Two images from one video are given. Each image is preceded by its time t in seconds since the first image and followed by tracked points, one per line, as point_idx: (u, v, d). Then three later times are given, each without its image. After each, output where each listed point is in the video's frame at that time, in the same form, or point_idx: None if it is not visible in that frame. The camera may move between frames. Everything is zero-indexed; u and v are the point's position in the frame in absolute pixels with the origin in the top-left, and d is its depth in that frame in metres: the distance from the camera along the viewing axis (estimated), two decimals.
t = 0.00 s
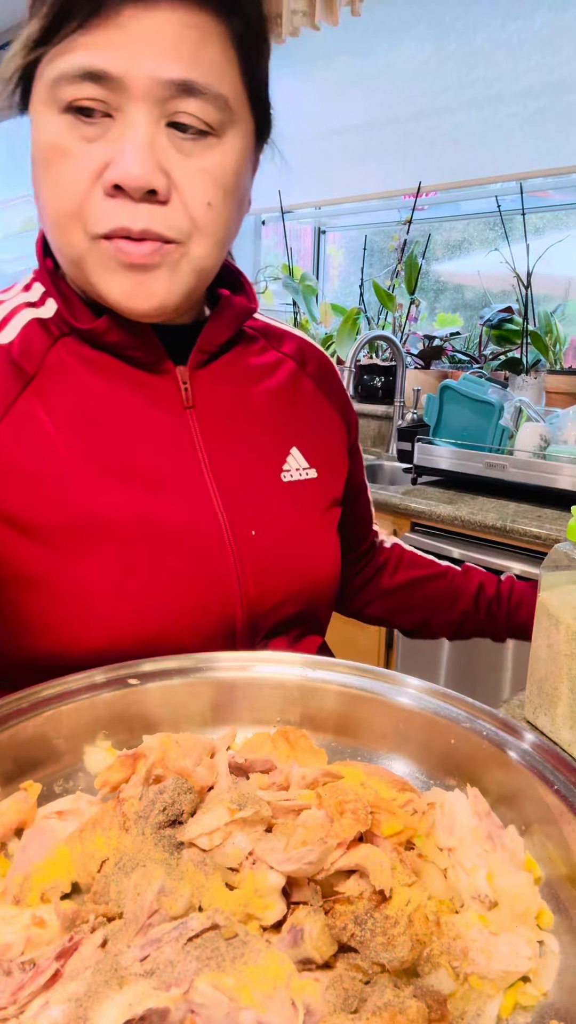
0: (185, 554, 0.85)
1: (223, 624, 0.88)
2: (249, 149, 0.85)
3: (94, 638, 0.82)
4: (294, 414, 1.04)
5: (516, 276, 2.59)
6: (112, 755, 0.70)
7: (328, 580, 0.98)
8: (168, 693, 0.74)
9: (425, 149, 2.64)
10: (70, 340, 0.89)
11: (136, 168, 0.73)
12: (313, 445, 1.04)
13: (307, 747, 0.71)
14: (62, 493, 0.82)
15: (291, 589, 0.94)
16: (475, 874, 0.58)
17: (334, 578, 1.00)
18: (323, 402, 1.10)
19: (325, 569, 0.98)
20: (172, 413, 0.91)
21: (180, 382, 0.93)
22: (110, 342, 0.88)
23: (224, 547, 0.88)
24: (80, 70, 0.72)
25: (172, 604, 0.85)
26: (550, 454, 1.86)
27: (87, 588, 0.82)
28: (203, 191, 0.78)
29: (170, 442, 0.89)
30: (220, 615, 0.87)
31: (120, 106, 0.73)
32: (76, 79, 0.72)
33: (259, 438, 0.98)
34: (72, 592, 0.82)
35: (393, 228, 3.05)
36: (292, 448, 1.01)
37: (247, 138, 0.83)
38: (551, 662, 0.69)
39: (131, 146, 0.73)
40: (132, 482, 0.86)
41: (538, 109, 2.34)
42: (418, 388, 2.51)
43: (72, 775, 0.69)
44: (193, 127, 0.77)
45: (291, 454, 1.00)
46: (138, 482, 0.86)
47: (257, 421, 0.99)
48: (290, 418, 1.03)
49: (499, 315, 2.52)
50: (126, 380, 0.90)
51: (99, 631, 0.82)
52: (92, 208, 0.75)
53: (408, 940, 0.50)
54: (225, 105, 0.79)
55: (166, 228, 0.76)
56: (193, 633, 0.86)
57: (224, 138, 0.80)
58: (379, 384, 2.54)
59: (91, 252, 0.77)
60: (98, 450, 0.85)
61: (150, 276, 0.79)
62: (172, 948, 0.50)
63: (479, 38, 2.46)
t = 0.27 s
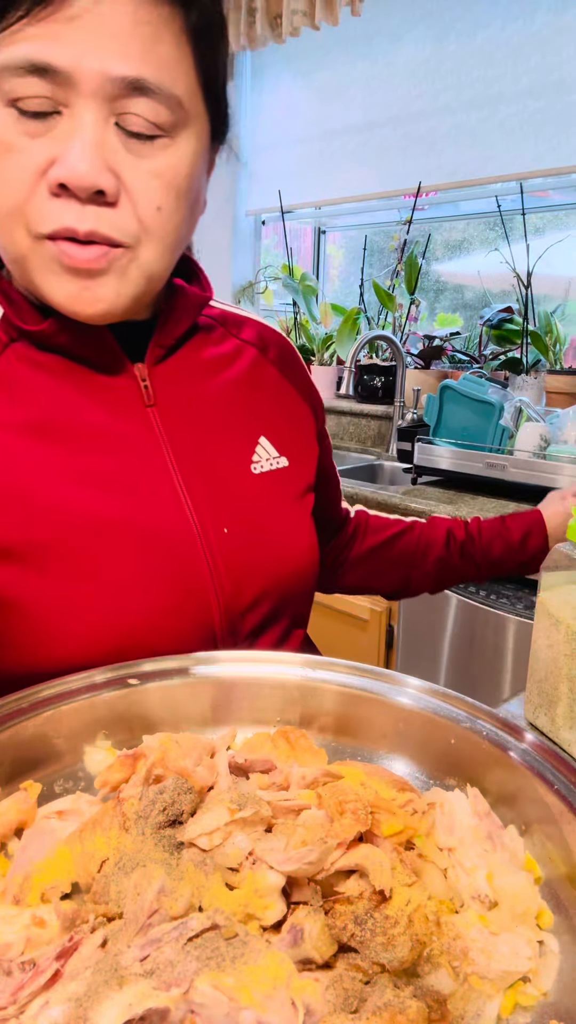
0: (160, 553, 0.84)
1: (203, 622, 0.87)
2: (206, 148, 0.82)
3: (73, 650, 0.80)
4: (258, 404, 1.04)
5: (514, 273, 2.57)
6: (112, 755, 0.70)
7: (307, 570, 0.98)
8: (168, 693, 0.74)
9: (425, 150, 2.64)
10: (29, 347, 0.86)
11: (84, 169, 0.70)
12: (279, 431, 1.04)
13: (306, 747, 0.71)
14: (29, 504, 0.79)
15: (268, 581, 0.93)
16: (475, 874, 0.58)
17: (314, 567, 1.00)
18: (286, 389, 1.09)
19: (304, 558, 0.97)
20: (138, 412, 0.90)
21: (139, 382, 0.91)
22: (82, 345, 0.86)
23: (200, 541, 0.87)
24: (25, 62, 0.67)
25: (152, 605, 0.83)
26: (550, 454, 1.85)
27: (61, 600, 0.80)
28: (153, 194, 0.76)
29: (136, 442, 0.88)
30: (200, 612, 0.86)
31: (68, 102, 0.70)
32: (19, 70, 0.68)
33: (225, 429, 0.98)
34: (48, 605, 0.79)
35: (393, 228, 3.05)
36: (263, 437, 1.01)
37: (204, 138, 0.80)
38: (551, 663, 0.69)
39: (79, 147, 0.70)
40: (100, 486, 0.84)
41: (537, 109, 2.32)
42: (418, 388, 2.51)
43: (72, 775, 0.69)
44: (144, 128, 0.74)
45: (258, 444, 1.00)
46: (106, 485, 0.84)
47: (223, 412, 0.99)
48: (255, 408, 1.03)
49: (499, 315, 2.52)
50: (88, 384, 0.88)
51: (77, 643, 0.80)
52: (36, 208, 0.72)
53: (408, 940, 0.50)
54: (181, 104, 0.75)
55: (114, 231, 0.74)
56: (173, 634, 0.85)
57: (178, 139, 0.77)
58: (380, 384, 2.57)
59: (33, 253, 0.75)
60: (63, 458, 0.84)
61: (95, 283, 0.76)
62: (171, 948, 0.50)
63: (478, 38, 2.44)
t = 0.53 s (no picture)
0: (145, 544, 0.84)
1: (193, 612, 0.87)
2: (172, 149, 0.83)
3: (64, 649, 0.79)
4: (235, 391, 1.04)
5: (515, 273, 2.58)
6: (112, 755, 0.70)
7: (295, 556, 0.99)
8: (168, 693, 0.74)
9: (426, 150, 2.64)
10: (9, 349, 0.86)
11: (54, 166, 0.70)
12: (257, 416, 1.05)
13: (306, 747, 0.71)
14: (13, 505, 0.79)
15: (255, 567, 0.94)
16: (475, 874, 0.58)
17: (303, 554, 1.00)
18: (261, 374, 1.10)
19: (292, 545, 0.98)
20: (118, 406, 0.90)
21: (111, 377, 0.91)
22: (69, 345, 0.86)
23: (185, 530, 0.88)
24: None
25: (141, 598, 0.84)
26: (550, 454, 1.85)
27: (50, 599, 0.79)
28: (121, 192, 0.76)
29: (116, 437, 0.88)
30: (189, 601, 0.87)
31: (38, 98, 0.70)
32: None
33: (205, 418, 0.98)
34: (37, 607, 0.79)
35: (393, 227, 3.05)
36: (244, 422, 1.02)
37: (171, 137, 0.81)
38: (551, 663, 0.69)
39: (47, 144, 0.70)
40: (83, 483, 0.83)
41: (537, 109, 2.32)
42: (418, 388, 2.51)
43: (72, 775, 0.69)
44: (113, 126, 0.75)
45: (237, 431, 1.01)
46: (89, 481, 0.84)
47: (201, 400, 0.99)
48: (232, 395, 1.03)
49: (499, 315, 2.52)
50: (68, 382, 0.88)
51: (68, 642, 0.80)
52: (3, 206, 0.72)
53: (407, 940, 0.50)
54: (149, 104, 0.76)
55: (82, 230, 0.74)
56: (163, 624, 0.85)
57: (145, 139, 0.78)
58: (380, 384, 2.57)
59: None
60: (45, 457, 0.83)
61: (62, 283, 0.75)
62: (171, 948, 0.50)
63: (479, 38, 2.44)
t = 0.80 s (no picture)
0: (147, 538, 0.84)
1: (191, 607, 0.87)
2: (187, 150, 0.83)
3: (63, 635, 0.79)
4: (238, 389, 1.05)
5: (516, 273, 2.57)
6: (112, 755, 0.70)
7: (294, 555, 0.99)
8: (168, 693, 0.74)
9: (426, 150, 2.64)
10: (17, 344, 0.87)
11: (79, 160, 0.70)
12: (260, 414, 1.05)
13: (306, 746, 0.71)
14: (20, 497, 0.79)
15: (256, 565, 0.94)
16: (475, 874, 0.58)
17: (302, 554, 1.01)
18: (263, 373, 1.10)
19: (292, 543, 0.98)
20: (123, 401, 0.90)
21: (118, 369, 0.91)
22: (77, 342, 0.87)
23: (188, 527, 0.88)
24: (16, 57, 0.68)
25: (144, 595, 0.84)
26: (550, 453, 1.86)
27: (49, 586, 0.79)
28: (141, 190, 0.76)
29: (121, 431, 0.88)
30: (189, 597, 0.87)
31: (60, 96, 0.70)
32: (15, 64, 0.68)
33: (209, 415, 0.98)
34: (35, 592, 0.79)
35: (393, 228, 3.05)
36: (246, 421, 1.02)
37: (187, 137, 0.82)
38: (551, 663, 0.69)
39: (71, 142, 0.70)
40: (88, 476, 0.84)
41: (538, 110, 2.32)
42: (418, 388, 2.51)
43: (72, 775, 0.69)
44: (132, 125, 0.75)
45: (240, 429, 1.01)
46: (92, 473, 0.84)
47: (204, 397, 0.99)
48: (234, 392, 1.04)
49: (499, 315, 2.51)
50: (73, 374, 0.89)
51: (67, 628, 0.80)
52: (26, 201, 0.72)
53: (407, 940, 0.50)
54: (168, 103, 0.77)
55: (103, 224, 0.74)
56: (161, 618, 0.85)
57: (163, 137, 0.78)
58: (380, 384, 2.57)
59: (20, 244, 0.73)
60: (49, 450, 0.83)
61: (83, 277, 0.75)
62: (172, 948, 0.50)
63: (479, 38, 2.44)
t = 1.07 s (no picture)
0: (150, 529, 0.85)
1: (187, 601, 0.87)
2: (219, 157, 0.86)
3: (58, 610, 0.79)
4: (248, 390, 1.04)
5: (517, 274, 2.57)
6: (112, 755, 0.70)
7: (299, 557, 0.98)
8: (168, 693, 0.74)
9: (426, 150, 2.64)
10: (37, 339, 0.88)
11: (121, 162, 0.74)
12: (271, 415, 1.05)
13: (306, 746, 0.71)
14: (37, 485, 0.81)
15: (257, 564, 0.93)
16: (475, 874, 0.58)
17: (310, 558, 1.00)
18: (277, 376, 1.09)
19: (296, 545, 0.97)
20: (131, 393, 0.90)
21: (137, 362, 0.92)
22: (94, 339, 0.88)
23: (187, 519, 0.88)
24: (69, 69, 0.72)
25: (153, 589, 0.85)
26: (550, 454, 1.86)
27: (48, 560, 0.80)
28: (176, 190, 0.79)
29: (128, 423, 0.89)
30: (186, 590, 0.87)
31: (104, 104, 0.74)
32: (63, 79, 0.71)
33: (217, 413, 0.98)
34: (33, 563, 0.79)
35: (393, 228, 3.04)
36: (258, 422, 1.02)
37: (220, 144, 0.85)
38: (551, 663, 0.69)
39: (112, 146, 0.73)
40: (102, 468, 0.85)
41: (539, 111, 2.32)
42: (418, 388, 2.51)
43: (72, 775, 0.69)
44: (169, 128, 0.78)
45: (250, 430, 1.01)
46: (98, 454, 0.85)
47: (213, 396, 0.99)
48: (243, 392, 1.03)
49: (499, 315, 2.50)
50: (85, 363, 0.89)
51: (62, 603, 0.80)
52: (71, 202, 0.75)
53: (407, 940, 0.50)
54: (203, 108, 0.80)
55: (143, 221, 0.77)
56: (158, 608, 0.85)
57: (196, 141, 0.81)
58: (380, 384, 2.57)
59: (67, 243, 0.77)
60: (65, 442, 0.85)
61: (124, 272, 0.79)
62: (172, 948, 0.50)
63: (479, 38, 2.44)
